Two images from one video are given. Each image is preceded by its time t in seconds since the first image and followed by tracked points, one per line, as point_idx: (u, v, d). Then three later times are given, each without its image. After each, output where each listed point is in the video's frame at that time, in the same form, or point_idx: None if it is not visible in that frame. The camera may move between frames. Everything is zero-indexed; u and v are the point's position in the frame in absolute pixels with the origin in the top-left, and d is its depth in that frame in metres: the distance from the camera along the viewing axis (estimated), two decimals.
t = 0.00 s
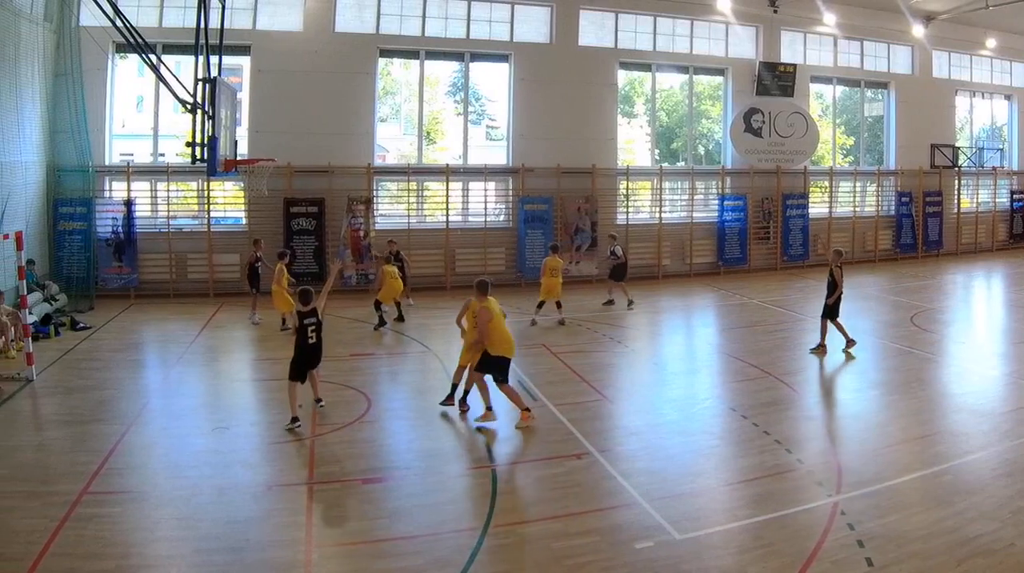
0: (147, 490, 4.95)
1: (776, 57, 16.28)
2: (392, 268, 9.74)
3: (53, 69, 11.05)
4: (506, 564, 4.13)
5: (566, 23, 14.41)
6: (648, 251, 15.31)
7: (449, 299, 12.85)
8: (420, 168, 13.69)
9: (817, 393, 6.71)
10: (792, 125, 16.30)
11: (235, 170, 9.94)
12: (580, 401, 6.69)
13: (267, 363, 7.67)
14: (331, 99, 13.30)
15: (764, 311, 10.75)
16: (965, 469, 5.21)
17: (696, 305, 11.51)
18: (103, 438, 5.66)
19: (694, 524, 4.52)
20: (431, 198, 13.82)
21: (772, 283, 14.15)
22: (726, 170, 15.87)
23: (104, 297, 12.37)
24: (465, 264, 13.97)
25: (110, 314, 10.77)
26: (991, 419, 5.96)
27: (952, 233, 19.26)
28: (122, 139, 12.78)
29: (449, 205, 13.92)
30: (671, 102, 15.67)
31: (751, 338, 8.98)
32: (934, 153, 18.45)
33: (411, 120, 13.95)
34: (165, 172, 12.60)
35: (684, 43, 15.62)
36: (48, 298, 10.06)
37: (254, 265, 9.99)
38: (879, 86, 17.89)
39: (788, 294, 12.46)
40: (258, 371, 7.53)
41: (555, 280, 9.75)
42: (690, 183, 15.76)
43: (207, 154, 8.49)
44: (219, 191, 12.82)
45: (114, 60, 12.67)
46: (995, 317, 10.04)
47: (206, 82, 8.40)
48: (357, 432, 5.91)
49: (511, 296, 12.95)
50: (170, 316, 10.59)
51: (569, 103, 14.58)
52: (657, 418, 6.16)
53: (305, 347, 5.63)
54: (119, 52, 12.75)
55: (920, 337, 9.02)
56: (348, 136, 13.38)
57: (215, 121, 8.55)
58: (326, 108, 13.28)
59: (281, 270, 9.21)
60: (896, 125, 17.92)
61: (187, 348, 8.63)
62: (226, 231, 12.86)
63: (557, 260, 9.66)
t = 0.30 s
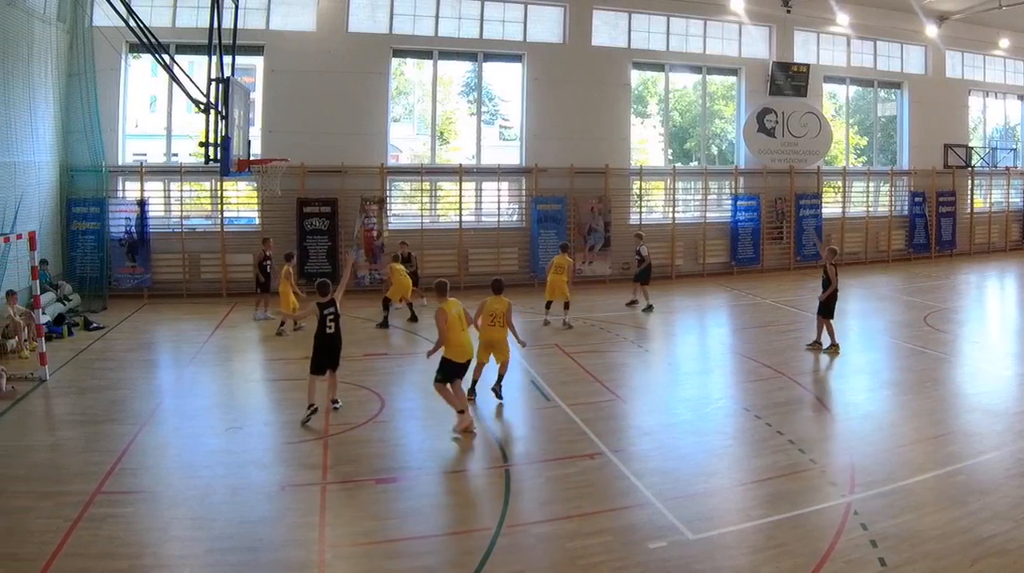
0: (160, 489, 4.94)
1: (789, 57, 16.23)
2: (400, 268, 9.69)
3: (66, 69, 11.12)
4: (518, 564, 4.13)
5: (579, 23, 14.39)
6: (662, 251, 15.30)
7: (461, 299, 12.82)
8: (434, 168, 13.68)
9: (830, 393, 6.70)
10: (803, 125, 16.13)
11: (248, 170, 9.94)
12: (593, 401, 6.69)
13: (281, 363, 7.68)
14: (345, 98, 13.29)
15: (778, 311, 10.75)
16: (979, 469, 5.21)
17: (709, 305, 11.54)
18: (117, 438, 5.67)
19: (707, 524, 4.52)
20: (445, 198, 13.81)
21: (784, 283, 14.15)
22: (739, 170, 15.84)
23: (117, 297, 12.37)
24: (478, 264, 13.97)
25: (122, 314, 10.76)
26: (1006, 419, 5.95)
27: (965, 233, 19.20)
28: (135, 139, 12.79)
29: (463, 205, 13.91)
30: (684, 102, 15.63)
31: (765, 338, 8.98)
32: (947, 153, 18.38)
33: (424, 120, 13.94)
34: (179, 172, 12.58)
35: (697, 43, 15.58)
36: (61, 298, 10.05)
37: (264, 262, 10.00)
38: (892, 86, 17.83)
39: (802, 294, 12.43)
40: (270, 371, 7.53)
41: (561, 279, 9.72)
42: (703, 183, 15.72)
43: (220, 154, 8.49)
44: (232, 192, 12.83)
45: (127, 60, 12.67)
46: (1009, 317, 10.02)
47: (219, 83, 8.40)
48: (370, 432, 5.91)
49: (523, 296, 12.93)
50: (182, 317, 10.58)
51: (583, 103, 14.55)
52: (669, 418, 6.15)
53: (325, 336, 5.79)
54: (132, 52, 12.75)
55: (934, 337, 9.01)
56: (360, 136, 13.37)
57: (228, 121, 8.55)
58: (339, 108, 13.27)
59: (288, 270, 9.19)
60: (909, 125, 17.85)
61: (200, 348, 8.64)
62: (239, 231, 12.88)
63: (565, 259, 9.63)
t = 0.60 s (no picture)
0: (172, 490, 4.94)
1: (801, 57, 16.20)
2: (401, 263, 9.56)
3: (78, 69, 11.14)
4: (531, 564, 4.12)
5: (591, 24, 14.38)
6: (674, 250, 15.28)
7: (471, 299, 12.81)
8: (446, 168, 13.68)
9: (842, 393, 6.70)
10: (814, 124, 16.10)
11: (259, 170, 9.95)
12: (605, 402, 6.69)
13: (292, 363, 7.68)
14: (357, 98, 13.29)
15: (790, 311, 10.75)
16: (992, 470, 5.20)
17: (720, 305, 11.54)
18: (129, 438, 5.67)
19: (719, 524, 4.52)
20: (457, 198, 13.81)
21: (796, 284, 14.14)
22: (751, 170, 15.81)
23: (129, 297, 12.37)
24: (490, 264, 13.96)
25: (133, 314, 10.75)
26: (1019, 419, 5.94)
27: (977, 233, 19.14)
28: (147, 139, 12.79)
29: (475, 205, 13.91)
30: (697, 102, 15.61)
31: (777, 338, 8.98)
32: (959, 153, 18.31)
33: (436, 120, 13.94)
34: (191, 172, 12.58)
35: (709, 43, 15.57)
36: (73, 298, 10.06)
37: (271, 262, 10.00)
38: (904, 86, 17.78)
39: (815, 294, 12.40)
40: (282, 371, 7.53)
41: (576, 279, 9.64)
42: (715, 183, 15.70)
43: (232, 154, 8.49)
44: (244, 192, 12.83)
45: (139, 60, 12.67)
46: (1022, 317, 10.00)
47: (231, 83, 8.41)
48: (383, 432, 5.91)
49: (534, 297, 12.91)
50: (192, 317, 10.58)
51: (595, 103, 14.53)
52: (681, 418, 6.15)
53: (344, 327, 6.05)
54: (144, 52, 12.75)
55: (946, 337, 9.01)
56: (371, 136, 13.36)
57: (240, 121, 8.55)
58: (351, 108, 13.27)
59: (298, 268, 9.16)
60: (922, 125, 17.79)
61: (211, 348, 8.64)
62: (251, 231, 12.87)
63: (580, 260, 9.58)
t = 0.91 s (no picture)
0: (184, 490, 4.94)
1: (813, 57, 16.17)
2: (412, 259, 9.89)
3: (91, 69, 11.19)
4: (543, 564, 4.13)
5: (603, 24, 14.38)
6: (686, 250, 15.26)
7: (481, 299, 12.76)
8: (458, 168, 13.69)
9: (855, 393, 6.71)
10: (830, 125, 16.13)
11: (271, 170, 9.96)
12: (617, 402, 6.69)
13: (304, 363, 7.69)
14: (369, 99, 13.29)
15: (802, 311, 10.75)
16: (1005, 470, 5.19)
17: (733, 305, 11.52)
18: (141, 438, 5.68)
19: (731, 524, 4.52)
20: (469, 198, 13.82)
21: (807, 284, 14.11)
22: (763, 170, 15.78)
23: (141, 297, 12.39)
24: (502, 264, 13.96)
25: (147, 314, 10.77)
26: None
27: (989, 234, 19.06)
28: (159, 139, 12.80)
29: (487, 205, 13.92)
30: (708, 102, 15.59)
31: (789, 338, 8.98)
32: (971, 153, 18.22)
33: (448, 120, 13.92)
34: (202, 172, 12.61)
35: (721, 43, 15.54)
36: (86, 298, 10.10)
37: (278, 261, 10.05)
38: (916, 86, 17.71)
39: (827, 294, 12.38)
40: (293, 371, 7.53)
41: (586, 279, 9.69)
42: (727, 183, 15.67)
43: (244, 154, 8.50)
44: (257, 192, 12.86)
45: (152, 60, 12.67)
46: None
47: (243, 82, 8.41)
48: (394, 432, 5.92)
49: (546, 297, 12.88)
50: (203, 316, 10.59)
51: (607, 103, 14.52)
52: (693, 418, 6.16)
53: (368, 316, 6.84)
54: (156, 52, 12.75)
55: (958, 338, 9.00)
56: (382, 136, 13.36)
57: (253, 121, 8.55)
58: (363, 109, 13.28)
59: (312, 267, 9.18)
60: (934, 125, 17.72)
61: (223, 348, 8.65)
62: (263, 231, 12.89)
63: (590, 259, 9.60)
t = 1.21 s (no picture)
0: (196, 490, 4.94)
1: (825, 57, 16.14)
2: (422, 256, 9.89)
3: (103, 69, 11.25)
4: (555, 564, 4.12)
5: (615, 24, 14.37)
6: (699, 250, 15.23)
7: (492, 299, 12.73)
8: (470, 168, 13.70)
9: (866, 393, 6.71)
10: (841, 125, 16.09)
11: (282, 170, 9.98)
12: (629, 402, 6.70)
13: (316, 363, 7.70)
14: (380, 99, 13.29)
15: (814, 311, 10.76)
16: (1017, 471, 5.18)
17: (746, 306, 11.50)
18: (153, 438, 5.68)
19: (743, 524, 4.52)
20: (481, 198, 13.82)
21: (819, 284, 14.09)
22: (775, 170, 15.75)
23: (153, 297, 12.42)
24: (514, 264, 13.96)
25: (160, 314, 10.77)
26: None
27: (1001, 234, 18.96)
28: (171, 139, 12.80)
29: (499, 205, 13.92)
30: (720, 102, 15.57)
31: (801, 338, 8.99)
32: (982, 153, 18.13)
33: (460, 120, 13.92)
34: (214, 172, 12.58)
35: (733, 43, 15.52)
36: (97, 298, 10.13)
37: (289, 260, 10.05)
38: (928, 86, 17.64)
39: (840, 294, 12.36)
40: (305, 371, 7.54)
41: (594, 279, 9.68)
42: (739, 183, 15.64)
43: (257, 154, 8.51)
44: (269, 191, 12.86)
45: (164, 60, 12.67)
46: None
47: (256, 82, 8.41)
48: (406, 432, 5.92)
49: (558, 297, 12.85)
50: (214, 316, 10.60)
51: (620, 103, 14.51)
52: (705, 418, 6.16)
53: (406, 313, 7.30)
54: (168, 52, 12.75)
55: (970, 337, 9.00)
56: (394, 136, 13.36)
57: (265, 121, 8.56)
58: (374, 109, 13.27)
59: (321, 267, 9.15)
60: (947, 125, 17.63)
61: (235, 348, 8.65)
62: (275, 231, 12.89)
63: (599, 259, 9.60)
